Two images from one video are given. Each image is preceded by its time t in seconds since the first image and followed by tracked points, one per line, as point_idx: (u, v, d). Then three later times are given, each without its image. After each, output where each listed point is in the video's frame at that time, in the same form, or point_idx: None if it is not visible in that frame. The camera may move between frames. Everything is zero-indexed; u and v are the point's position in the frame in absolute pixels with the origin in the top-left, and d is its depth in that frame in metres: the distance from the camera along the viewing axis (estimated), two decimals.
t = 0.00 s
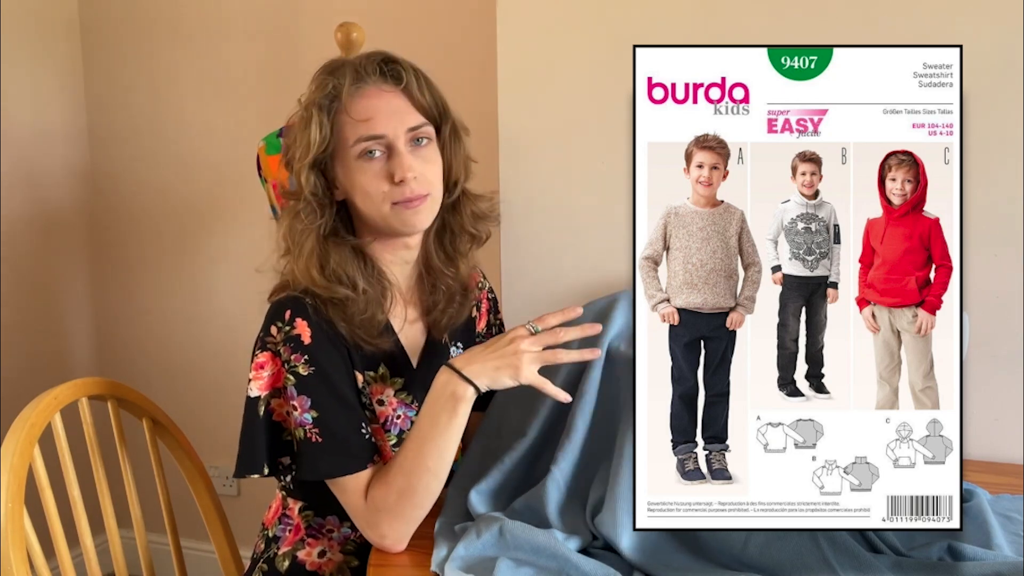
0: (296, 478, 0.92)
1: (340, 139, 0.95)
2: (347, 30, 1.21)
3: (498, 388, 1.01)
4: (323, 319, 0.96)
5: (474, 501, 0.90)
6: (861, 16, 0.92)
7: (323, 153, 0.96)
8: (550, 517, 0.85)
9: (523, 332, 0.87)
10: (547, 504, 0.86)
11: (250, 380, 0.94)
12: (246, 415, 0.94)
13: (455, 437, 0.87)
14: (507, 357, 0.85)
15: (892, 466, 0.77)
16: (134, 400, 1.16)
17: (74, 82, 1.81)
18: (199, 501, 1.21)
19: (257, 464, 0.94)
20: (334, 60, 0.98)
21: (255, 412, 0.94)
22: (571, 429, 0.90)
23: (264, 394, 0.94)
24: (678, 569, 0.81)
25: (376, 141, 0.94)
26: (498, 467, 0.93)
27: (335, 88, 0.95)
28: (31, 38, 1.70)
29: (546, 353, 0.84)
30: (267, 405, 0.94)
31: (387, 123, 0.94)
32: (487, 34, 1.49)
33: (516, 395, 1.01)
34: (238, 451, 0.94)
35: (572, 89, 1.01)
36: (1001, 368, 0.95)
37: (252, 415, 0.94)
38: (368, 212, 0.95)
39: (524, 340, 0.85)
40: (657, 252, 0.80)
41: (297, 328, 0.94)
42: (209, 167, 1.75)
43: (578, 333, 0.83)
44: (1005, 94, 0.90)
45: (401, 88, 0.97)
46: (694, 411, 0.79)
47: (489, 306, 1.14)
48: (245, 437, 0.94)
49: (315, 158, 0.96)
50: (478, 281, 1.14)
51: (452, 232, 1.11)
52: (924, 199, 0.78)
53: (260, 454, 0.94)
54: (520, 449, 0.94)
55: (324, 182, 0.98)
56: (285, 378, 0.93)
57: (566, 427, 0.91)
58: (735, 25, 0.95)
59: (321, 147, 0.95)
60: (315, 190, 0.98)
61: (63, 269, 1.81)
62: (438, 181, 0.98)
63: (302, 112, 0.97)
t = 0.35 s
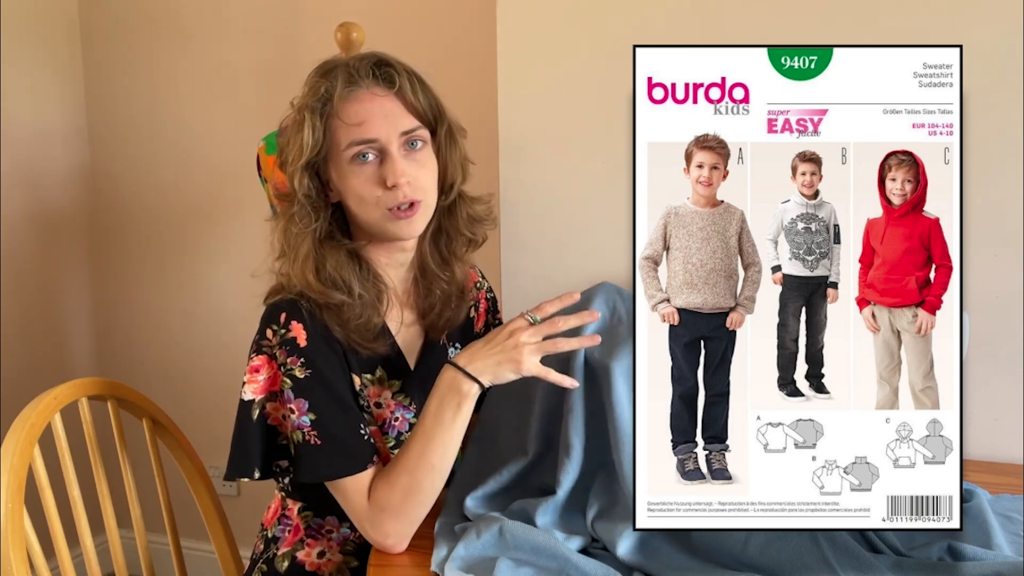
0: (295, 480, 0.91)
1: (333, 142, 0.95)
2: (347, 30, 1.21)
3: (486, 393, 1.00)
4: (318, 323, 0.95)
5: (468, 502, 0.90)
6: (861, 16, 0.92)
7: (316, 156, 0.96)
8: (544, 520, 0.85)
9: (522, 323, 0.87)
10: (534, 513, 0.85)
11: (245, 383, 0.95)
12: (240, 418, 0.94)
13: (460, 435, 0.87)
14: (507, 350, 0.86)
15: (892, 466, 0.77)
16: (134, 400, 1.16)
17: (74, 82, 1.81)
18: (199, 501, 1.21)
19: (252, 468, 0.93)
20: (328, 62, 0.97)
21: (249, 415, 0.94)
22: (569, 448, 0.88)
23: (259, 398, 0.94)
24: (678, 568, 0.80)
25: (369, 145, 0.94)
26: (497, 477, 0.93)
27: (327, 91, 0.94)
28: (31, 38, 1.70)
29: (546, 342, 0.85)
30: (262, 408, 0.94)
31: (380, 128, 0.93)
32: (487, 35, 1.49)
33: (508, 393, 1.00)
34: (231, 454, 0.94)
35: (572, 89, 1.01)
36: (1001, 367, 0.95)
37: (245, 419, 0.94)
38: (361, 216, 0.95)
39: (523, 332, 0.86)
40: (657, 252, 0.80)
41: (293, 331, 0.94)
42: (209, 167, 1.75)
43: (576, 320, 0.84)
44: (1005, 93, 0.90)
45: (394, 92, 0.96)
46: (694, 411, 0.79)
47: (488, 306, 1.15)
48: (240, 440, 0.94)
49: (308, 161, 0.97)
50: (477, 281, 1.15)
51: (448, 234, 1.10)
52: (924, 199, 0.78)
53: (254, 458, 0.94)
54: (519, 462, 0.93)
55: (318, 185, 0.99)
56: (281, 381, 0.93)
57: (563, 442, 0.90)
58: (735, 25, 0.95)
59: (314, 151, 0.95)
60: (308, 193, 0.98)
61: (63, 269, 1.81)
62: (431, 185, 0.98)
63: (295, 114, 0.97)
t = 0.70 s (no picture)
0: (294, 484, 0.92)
1: (330, 146, 0.95)
2: (347, 30, 1.21)
3: (499, 390, 0.99)
4: (314, 327, 0.95)
5: (468, 501, 0.90)
6: (861, 16, 0.92)
7: (314, 158, 0.96)
8: (542, 520, 0.85)
9: (522, 326, 0.88)
10: (534, 514, 0.85)
11: (242, 388, 0.95)
12: (237, 423, 0.94)
13: (456, 433, 0.88)
14: (504, 351, 0.86)
15: (892, 466, 0.77)
16: (134, 400, 1.16)
17: (74, 82, 1.81)
18: (199, 501, 1.21)
19: (248, 472, 0.94)
20: (328, 65, 0.97)
21: (246, 419, 0.94)
22: (579, 454, 0.88)
23: (255, 402, 0.94)
24: (678, 569, 0.80)
25: (366, 151, 0.93)
26: (498, 479, 0.92)
27: (326, 95, 0.94)
28: (31, 38, 1.70)
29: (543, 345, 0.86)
30: (259, 412, 0.95)
31: (377, 134, 0.93)
32: (487, 35, 1.49)
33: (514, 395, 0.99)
34: (229, 457, 0.94)
35: (572, 89, 1.01)
36: (1001, 367, 0.95)
37: (242, 424, 0.94)
38: (356, 222, 0.95)
39: (521, 334, 0.87)
40: (657, 252, 0.80)
41: (289, 335, 0.94)
42: (209, 167, 1.75)
43: (575, 325, 0.84)
44: (1004, 93, 0.90)
45: (393, 97, 0.96)
46: (694, 411, 0.79)
47: (488, 306, 1.14)
48: (236, 444, 0.94)
49: (305, 163, 0.97)
50: (477, 281, 1.14)
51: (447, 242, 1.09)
52: (924, 199, 0.78)
53: (252, 461, 0.94)
54: (523, 467, 0.92)
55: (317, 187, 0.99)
56: (278, 386, 0.93)
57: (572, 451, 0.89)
58: (735, 25, 0.95)
59: (312, 154, 0.96)
60: (306, 195, 0.98)
61: (62, 269, 1.81)
62: (428, 193, 0.97)
63: (294, 116, 0.97)
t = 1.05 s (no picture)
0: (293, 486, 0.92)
1: (361, 148, 0.91)
2: (347, 30, 1.21)
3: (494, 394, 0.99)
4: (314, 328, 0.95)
5: (468, 502, 0.90)
6: (861, 16, 0.92)
7: (341, 159, 0.92)
8: (542, 520, 0.85)
9: (523, 329, 0.89)
10: (533, 515, 0.85)
11: (242, 389, 0.95)
12: (236, 424, 0.94)
13: (456, 433, 0.89)
14: (504, 351, 0.87)
15: (891, 466, 0.77)
16: (134, 400, 1.16)
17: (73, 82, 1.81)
18: (199, 501, 1.21)
19: (247, 474, 0.94)
20: (354, 63, 0.94)
21: (245, 421, 0.94)
22: (576, 458, 0.88)
23: (255, 403, 0.95)
24: (678, 568, 0.80)
25: (403, 153, 0.91)
26: (498, 481, 0.92)
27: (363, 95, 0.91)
28: (31, 38, 1.70)
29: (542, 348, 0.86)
30: (259, 414, 0.95)
31: (414, 135, 0.91)
32: (487, 35, 1.49)
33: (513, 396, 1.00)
34: (228, 459, 0.94)
35: (572, 89, 1.01)
36: (1001, 368, 0.95)
37: (241, 424, 0.94)
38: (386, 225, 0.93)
39: (522, 336, 0.87)
40: (657, 252, 0.80)
41: (290, 335, 0.94)
42: (209, 167, 1.74)
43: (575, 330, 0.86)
44: (1004, 93, 0.90)
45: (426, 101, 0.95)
46: (694, 411, 0.79)
47: (488, 306, 1.14)
48: (235, 446, 0.94)
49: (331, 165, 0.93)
50: (477, 281, 1.14)
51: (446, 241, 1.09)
52: (924, 199, 0.78)
53: (251, 463, 0.95)
54: (523, 469, 0.92)
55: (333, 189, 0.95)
56: (278, 387, 0.93)
57: (569, 455, 0.89)
58: (734, 25, 0.95)
59: (341, 154, 0.91)
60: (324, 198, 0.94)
61: (62, 269, 1.81)
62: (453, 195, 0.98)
63: (315, 115, 0.92)
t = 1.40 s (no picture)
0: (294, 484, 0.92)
1: (426, 147, 0.90)
2: (347, 30, 1.21)
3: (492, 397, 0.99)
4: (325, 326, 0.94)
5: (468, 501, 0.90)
6: (861, 16, 0.92)
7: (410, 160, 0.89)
8: (541, 521, 0.85)
9: (517, 324, 0.86)
10: (533, 515, 0.85)
11: (245, 387, 0.95)
12: (240, 422, 0.94)
13: (456, 436, 0.88)
14: (500, 350, 0.85)
15: (892, 466, 0.77)
16: (134, 400, 1.16)
17: (73, 82, 1.81)
18: (199, 502, 1.21)
19: (251, 473, 0.94)
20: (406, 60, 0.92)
21: (249, 419, 0.94)
22: (574, 458, 0.88)
23: (259, 402, 0.94)
24: (678, 569, 0.80)
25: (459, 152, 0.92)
26: (498, 480, 0.92)
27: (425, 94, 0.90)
28: (31, 38, 1.70)
29: (537, 343, 0.84)
30: (262, 412, 0.95)
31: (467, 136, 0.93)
32: (487, 35, 1.49)
33: (513, 394, 1.00)
34: (232, 458, 0.95)
35: (572, 89, 1.01)
36: (1001, 368, 0.95)
37: (245, 424, 0.94)
38: (434, 224, 0.92)
39: (516, 332, 0.85)
40: (657, 252, 0.80)
41: (294, 334, 0.93)
42: (209, 167, 1.74)
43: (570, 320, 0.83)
44: (1004, 93, 0.90)
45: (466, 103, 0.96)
46: (694, 411, 0.79)
47: (489, 306, 1.13)
48: (239, 444, 0.94)
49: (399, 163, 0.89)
50: (477, 280, 1.13)
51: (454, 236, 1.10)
52: (924, 199, 0.78)
53: (255, 461, 0.95)
54: (522, 467, 0.92)
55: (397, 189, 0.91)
56: (282, 385, 0.93)
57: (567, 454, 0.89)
58: (734, 26, 0.95)
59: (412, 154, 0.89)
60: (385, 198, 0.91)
61: (63, 269, 1.81)
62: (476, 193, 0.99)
63: (381, 111, 0.89)
